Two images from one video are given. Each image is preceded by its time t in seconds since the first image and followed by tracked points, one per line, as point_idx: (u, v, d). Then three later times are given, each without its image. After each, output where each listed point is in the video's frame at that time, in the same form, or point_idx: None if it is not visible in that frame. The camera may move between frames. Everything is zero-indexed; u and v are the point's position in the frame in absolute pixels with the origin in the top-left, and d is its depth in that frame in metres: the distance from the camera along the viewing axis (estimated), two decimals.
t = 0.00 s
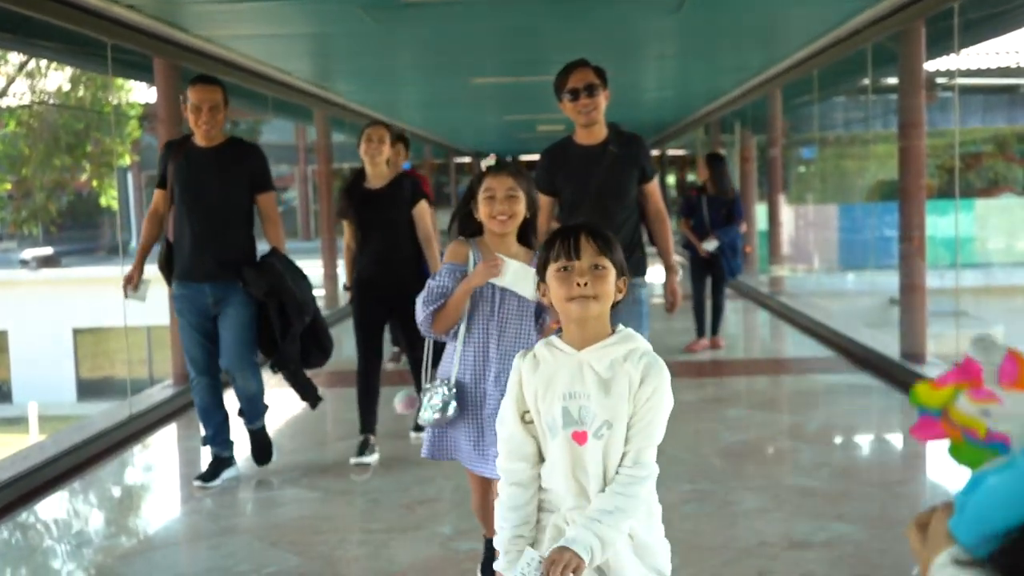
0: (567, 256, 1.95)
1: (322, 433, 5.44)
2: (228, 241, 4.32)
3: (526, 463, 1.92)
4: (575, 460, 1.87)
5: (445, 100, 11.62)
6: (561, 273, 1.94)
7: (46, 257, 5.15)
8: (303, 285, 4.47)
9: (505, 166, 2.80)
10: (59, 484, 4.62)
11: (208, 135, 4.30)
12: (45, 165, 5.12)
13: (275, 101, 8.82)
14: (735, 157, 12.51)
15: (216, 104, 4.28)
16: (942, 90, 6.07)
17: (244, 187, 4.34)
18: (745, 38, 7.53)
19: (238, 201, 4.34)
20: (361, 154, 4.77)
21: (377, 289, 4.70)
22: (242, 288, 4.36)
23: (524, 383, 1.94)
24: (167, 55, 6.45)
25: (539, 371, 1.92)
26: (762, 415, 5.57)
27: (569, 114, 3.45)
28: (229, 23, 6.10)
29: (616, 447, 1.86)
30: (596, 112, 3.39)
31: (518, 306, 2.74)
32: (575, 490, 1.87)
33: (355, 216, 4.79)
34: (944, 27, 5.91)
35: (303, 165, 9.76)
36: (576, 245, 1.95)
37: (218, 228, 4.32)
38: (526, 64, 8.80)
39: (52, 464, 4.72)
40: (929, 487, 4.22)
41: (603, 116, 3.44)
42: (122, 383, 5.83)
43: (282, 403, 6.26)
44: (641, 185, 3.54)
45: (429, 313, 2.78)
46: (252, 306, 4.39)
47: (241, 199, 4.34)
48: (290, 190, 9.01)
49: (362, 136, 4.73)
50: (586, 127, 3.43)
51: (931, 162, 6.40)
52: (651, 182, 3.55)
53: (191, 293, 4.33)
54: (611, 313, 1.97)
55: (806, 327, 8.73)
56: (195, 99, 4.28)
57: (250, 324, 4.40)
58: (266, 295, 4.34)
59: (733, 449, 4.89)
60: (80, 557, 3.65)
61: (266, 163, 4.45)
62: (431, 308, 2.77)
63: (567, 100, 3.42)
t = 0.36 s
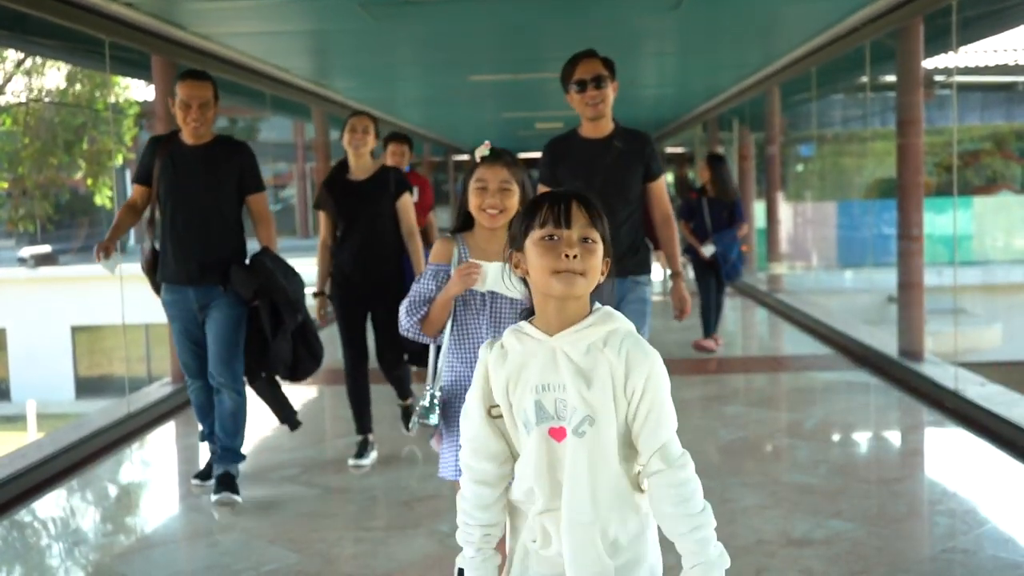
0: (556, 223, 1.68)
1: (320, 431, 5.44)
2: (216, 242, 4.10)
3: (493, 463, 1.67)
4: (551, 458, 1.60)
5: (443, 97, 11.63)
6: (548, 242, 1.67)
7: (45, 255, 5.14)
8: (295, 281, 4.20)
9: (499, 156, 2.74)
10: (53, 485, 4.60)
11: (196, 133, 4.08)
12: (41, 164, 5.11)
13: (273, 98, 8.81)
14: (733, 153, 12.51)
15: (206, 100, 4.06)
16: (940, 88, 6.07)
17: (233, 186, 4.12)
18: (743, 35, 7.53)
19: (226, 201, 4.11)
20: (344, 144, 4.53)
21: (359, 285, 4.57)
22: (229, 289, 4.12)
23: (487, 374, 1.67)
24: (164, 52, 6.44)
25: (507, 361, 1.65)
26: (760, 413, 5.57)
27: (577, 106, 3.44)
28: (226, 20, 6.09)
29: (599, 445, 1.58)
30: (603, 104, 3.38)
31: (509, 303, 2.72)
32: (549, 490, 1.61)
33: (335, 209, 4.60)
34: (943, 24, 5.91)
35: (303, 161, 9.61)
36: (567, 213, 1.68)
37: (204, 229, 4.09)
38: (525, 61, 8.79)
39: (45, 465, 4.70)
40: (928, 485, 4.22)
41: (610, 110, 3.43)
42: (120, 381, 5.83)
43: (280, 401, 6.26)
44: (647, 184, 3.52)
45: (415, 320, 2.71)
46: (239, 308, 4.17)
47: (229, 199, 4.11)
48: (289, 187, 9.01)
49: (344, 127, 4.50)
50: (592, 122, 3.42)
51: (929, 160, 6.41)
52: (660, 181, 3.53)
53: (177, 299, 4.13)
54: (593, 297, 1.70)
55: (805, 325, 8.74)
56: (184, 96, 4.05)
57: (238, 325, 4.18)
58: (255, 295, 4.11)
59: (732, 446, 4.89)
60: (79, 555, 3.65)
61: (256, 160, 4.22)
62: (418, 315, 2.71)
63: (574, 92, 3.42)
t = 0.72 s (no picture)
0: (548, 242, 1.59)
1: (319, 429, 5.44)
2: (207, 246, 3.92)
3: (468, 494, 1.66)
4: (538, 504, 1.55)
5: (441, 95, 11.62)
6: (540, 266, 1.58)
7: (42, 254, 5.14)
8: (290, 293, 4.03)
9: (485, 149, 2.66)
10: (52, 484, 4.61)
11: (187, 131, 3.91)
12: (38, 163, 5.10)
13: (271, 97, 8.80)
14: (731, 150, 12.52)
15: (199, 96, 3.91)
16: (938, 83, 6.07)
17: (225, 188, 3.95)
18: (740, 31, 7.53)
19: (218, 203, 3.93)
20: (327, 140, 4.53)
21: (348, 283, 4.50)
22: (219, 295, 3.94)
23: (470, 404, 1.62)
24: (161, 51, 6.43)
25: (494, 394, 1.60)
26: (759, 409, 5.57)
27: (580, 98, 3.49)
28: (223, 19, 6.08)
29: (594, 494, 1.53)
30: (605, 96, 3.42)
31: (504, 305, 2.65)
32: (532, 535, 1.56)
33: (322, 206, 4.55)
34: (941, 20, 5.91)
35: (301, 160, 9.61)
36: (560, 231, 1.59)
37: (194, 232, 3.92)
38: (523, 59, 8.78)
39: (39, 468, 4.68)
40: (927, 480, 4.22)
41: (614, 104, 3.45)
42: (119, 380, 5.84)
43: (279, 399, 6.26)
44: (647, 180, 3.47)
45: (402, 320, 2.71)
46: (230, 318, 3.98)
47: (221, 201, 3.94)
48: (286, 185, 9.01)
49: (332, 123, 4.52)
50: (595, 115, 3.43)
51: (927, 155, 6.41)
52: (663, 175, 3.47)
53: (166, 303, 3.96)
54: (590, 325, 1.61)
55: (803, 321, 8.74)
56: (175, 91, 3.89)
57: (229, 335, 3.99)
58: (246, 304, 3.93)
59: (731, 442, 4.89)
60: (79, 554, 3.65)
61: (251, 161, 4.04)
62: (404, 317, 2.72)
63: (578, 82, 3.47)
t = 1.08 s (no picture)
0: (565, 308, 1.47)
1: (319, 428, 5.43)
2: (197, 240, 3.85)
3: None
4: None
5: (440, 93, 11.62)
6: (558, 337, 1.46)
7: (41, 253, 5.13)
8: (278, 293, 3.95)
9: (473, 156, 2.63)
10: (50, 483, 4.60)
11: (173, 121, 3.81)
12: (38, 162, 5.09)
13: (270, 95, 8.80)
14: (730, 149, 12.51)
15: (187, 84, 3.80)
16: (938, 81, 6.06)
17: (215, 180, 3.86)
18: (739, 30, 7.52)
19: (208, 196, 3.84)
20: (315, 143, 4.40)
21: (337, 292, 4.38)
22: (210, 295, 3.88)
23: (485, 508, 1.46)
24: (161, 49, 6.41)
25: (510, 500, 1.44)
26: (759, 408, 5.57)
27: (581, 95, 3.46)
28: (222, 17, 6.07)
29: None
30: (606, 93, 3.39)
31: (493, 328, 2.52)
32: None
33: (310, 213, 4.43)
34: (940, 18, 5.90)
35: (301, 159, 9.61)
36: (577, 296, 1.48)
37: (183, 227, 3.84)
38: (522, 57, 8.77)
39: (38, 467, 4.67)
40: (926, 479, 4.21)
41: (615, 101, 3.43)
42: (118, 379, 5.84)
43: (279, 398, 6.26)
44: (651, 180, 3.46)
45: (389, 346, 2.61)
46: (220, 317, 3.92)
47: (211, 194, 3.85)
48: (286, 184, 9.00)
49: (320, 125, 4.39)
50: (597, 113, 3.41)
51: (927, 154, 6.40)
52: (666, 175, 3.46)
53: (151, 300, 3.86)
54: (623, 402, 1.47)
55: (803, 320, 8.73)
56: (161, 78, 3.78)
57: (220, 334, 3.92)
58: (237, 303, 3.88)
59: (731, 441, 4.89)
60: (80, 552, 3.65)
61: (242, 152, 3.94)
62: (393, 344, 2.61)
63: (578, 80, 3.45)
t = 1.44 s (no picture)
0: (576, 224, 1.28)
1: (319, 428, 5.43)
2: (185, 242, 3.73)
3: None
4: None
5: (441, 93, 11.62)
6: (564, 258, 1.26)
7: (41, 252, 5.12)
8: (261, 297, 3.77)
9: (467, 142, 2.59)
10: (50, 483, 4.60)
11: (155, 119, 3.68)
12: (38, 161, 5.09)
13: (271, 95, 8.79)
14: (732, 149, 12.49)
15: (165, 80, 3.69)
16: (939, 82, 6.04)
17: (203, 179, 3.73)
18: (740, 29, 7.51)
19: (196, 195, 3.71)
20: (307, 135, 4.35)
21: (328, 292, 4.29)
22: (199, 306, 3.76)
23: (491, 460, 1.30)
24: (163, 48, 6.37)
25: (523, 454, 1.28)
26: (760, 409, 5.56)
27: (576, 95, 3.45)
28: (223, 17, 6.06)
29: None
30: (602, 93, 3.39)
31: (489, 329, 2.49)
32: None
33: (299, 210, 4.30)
34: (942, 19, 5.89)
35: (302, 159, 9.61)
36: (591, 212, 1.28)
37: (170, 229, 3.71)
38: (523, 57, 8.76)
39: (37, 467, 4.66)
40: (927, 480, 4.20)
41: (612, 101, 3.43)
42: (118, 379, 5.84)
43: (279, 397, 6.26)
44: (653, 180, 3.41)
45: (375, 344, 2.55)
46: (210, 323, 3.80)
47: (198, 193, 3.72)
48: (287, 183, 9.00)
49: (313, 119, 4.33)
50: (592, 111, 3.41)
51: (928, 155, 6.39)
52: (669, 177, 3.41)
53: (137, 307, 3.71)
54: (644, 340, 1.28)
55: (805, 321, 8.72)
56: (138, 76, 3.67)
57: (210, 340, 3.81)
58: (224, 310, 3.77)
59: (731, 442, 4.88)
60: (80, 552, 3.65)
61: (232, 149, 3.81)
62: (375, 341, 2.55)
63: (573, 78, 3.44)
